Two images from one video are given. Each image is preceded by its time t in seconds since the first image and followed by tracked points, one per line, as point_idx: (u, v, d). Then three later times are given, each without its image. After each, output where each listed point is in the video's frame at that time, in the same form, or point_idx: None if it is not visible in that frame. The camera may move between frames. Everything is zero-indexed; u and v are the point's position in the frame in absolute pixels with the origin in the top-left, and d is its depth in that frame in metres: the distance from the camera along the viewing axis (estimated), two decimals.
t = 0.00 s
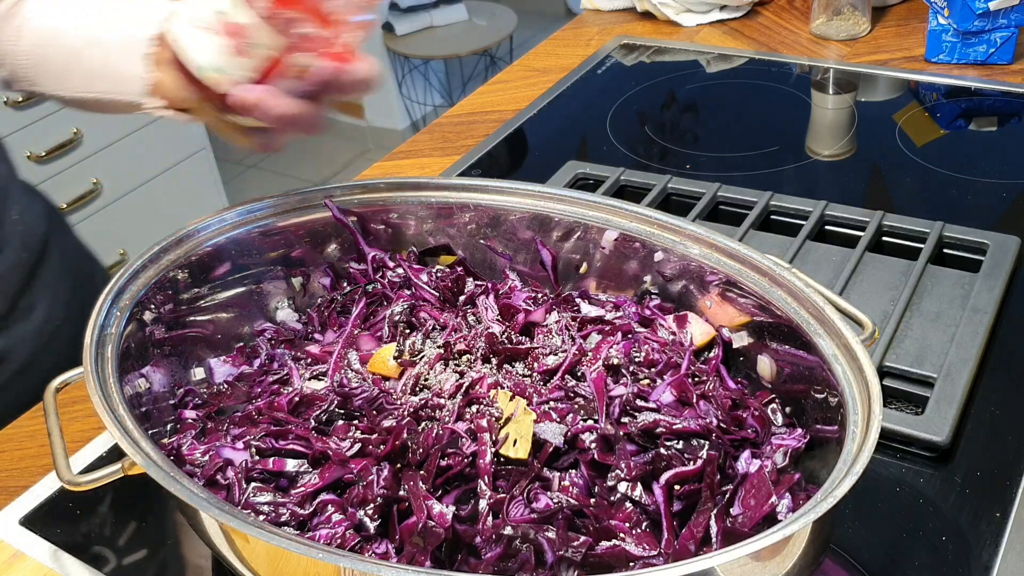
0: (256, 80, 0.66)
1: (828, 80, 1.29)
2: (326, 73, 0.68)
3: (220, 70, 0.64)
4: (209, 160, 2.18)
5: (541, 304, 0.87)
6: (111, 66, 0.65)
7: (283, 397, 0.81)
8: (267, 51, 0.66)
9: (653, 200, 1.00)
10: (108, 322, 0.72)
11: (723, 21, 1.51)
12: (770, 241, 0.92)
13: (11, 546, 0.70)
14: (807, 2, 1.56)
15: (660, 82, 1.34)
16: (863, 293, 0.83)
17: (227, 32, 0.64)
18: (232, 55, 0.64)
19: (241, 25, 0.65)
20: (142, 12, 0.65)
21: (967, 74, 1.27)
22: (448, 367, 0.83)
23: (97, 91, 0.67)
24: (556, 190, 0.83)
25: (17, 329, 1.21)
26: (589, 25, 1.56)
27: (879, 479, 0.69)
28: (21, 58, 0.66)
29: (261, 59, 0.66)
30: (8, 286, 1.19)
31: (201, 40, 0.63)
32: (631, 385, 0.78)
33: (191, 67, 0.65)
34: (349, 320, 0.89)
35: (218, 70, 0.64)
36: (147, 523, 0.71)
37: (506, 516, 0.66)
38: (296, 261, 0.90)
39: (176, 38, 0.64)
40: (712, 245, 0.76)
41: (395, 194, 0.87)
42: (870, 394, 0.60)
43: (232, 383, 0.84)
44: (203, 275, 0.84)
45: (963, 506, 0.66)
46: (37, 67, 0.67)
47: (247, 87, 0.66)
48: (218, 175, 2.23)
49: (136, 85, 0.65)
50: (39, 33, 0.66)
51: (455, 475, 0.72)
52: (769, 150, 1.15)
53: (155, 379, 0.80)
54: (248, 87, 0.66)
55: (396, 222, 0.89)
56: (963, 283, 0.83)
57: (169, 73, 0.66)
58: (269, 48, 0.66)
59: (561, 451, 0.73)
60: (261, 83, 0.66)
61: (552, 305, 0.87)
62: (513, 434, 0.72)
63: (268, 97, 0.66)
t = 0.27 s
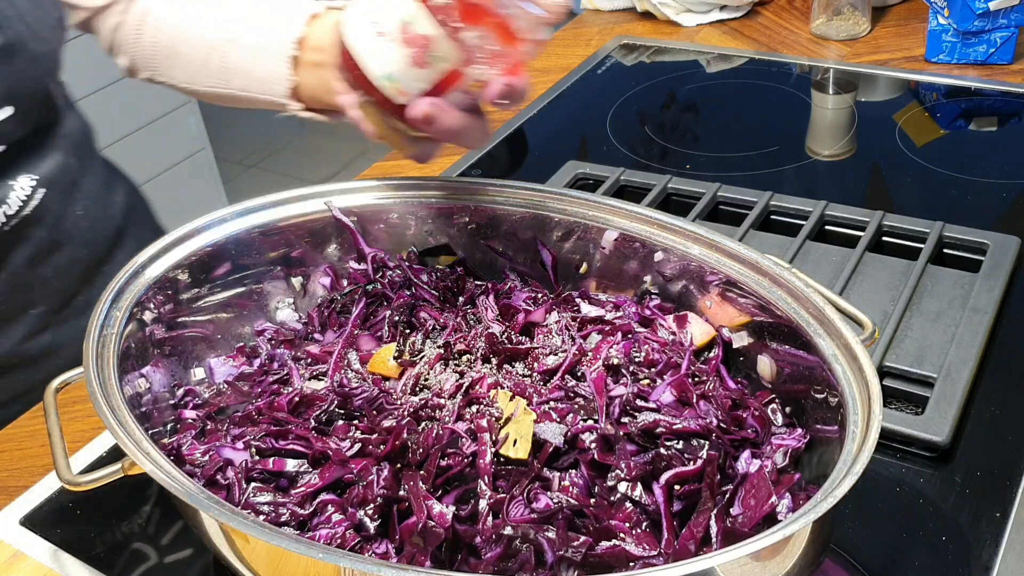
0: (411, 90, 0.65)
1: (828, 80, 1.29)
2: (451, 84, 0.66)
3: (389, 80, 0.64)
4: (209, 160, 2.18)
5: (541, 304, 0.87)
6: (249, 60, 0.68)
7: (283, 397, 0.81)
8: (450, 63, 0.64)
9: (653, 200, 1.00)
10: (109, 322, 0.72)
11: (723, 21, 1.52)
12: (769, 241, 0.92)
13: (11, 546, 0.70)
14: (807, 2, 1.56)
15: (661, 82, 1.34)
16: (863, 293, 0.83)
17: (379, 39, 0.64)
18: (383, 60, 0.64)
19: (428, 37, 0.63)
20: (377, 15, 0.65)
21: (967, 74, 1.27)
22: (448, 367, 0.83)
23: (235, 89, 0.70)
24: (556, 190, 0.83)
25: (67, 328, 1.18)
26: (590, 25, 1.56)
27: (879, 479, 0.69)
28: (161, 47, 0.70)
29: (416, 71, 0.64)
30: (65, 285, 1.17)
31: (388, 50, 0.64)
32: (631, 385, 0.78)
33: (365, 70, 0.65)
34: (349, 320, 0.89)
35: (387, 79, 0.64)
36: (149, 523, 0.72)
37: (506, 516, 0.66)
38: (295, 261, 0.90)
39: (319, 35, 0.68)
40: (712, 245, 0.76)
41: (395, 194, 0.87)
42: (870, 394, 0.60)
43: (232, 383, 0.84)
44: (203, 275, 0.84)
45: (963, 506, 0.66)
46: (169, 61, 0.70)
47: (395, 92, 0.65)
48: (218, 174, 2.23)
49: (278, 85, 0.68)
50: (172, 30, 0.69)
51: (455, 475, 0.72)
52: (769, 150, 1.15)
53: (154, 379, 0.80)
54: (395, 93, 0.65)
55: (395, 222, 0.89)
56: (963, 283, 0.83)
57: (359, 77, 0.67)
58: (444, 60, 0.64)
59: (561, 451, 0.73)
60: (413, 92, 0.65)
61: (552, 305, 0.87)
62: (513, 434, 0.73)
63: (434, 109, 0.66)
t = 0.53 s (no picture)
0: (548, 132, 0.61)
1: (828, 80, 1.29)
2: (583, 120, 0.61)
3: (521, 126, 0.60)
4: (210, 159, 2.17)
5: (541, 304, 0.87)
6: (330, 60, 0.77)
7: (283, 397, 0.81)
8: (580, 107, 0.59)
9: (653, 200, 1.00)
10: (109, 321, 0.73)
11: (723, 21, 1.52)
12: (769, 241, 0.92)
13: (11, 546, 0.70)
14: (807, 2, 1.56)
15: (661, 82, 1.34)
16: (863, 293, 0.83)
17: (507, 87, 0.58)
18: (521, 111, 0.59)
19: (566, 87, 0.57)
20: (502, 60, 0.58)
21: (967, 74, 1.27)
22: (448, 367, 0.83)
23: (313, 83, 0.79)
24: (556, 189, 0.83)
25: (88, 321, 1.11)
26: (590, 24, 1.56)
27: (879, 479, 0.69)
28: (242, 39, 0.79)
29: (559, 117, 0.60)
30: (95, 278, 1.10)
31: (521, 99, 0.59)
32: (631, 385, 0.78)
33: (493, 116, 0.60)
34: (349, 319, 0.89)
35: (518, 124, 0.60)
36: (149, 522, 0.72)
37: (506, 516, 0.66)
38: (295, 261, 0.90)
39: (395, 34, 0.76)
40: (712, 245, 0.76)
41: (395, 194, 0.87)
42: (869, 394, 0.60)
43: (233, 383, 0.84)
44: (203, 275, 0.84)
45: (963, 506, 0.66)
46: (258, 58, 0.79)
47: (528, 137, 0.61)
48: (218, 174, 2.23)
49: (357, 80, 0.77)
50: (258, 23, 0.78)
51: (455, 475, 0.72)
52: (769, 150, 1.15)
53: (155, 379, 0.80)
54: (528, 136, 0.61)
55: (395, 222, 0.89)
56: (963, 283, 0.83)
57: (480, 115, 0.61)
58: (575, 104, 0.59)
59: (561, 451, 0.73)
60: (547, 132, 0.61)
61: (552, 305, 0.87)
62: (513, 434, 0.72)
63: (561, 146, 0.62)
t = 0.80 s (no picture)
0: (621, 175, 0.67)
1: (828, 80, 1.29)
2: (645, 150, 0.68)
3: (597, 181, 0.67)
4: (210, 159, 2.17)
5: (541, 305, 0.87)
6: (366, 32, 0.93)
7: (283, 397, 0.81)
8: (652, 150, 0.65)
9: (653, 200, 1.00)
10: (109, 321, 0.73)
11: (723, 21, 1.52)
12: (769, 241, 0.92)
13: (11, 546, 0.70)
14: (808, 2, 1.56)
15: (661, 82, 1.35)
16: (863, 293, 0.83)
17: (584, 152, 0.64)
18: (601, 168, 0.66)
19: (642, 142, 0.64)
20: (580, 130, 0.63)
21: (967, 74, 1.27)
22: (448, 367, 0.82)
23: (355, 72, 0.96)
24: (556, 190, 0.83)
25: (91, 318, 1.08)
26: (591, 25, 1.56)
27: (879, 479, 0.69)
28: (298, 24, 0.96)
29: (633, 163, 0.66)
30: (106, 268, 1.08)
31: (602, 160, 0.65)
32: (631, 385, 0.78)
33: (573, 176, 0.66)
34: (349, 320, 0.89)
35: (596, 178, 0.67)
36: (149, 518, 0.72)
37: (506, 516, 0.66)
38: (295, 262, 0.90)
39: (427, 24, 0.90)
40: (712, 246, 0.76)
41: (395, 194, 0.87)
42: (869, 395, 0.60)
43: (233, 383, 0.84)
44: (203, 275, 0.84)
45: (963, 506, 0.66)
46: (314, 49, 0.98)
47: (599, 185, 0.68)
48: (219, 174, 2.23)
49: (392, 72, 0.93)
50: (311, 8, 0.95)
51: (455, 475, 0.72)
52: (769, 150, 1.15)
53: (155, 379, 0.80)
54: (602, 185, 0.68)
55: (396, 222, 0.89)
56: (964, 283, 0.83)
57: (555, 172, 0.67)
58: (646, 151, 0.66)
59: (561, 451, 0.73)
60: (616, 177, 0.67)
61: (552, 305, 0.87)
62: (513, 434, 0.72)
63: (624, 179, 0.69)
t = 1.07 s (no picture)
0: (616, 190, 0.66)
1: (828, 80, 1.29)
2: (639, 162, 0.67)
3: (592, 197, 0.66)
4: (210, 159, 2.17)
5: (541, 304, 0.88)
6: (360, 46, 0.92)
7: (283, 397, 0.81)
8: (647, 162, 0.65)
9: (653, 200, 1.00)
10: (109, 321, 0.73)
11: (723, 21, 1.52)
12: (769, 241, 0.92)
13: (11, 546, 0.70)
14: (808, 2, 1.56)
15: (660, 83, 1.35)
16: (863, 293, 0.83)
17: (577, 167, 0.63)
18: (595, 183, 0.65)
19: (636, 152, 0.63)
20: (571, 143, 0.62)
21: (967, 74, 1.27)
22: (448, 367, 0.82)
23: (349, 83, 0.96)
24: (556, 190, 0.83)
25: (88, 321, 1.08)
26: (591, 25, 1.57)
27: (879, 479, 0.69)
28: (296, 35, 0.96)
29: (628, 176, 0.65)
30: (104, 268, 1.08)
31: (596, 174, 0.64)
32: (631, 385, 0.78)
33: (568, 193, 0.65)
34: (349, 320, 0.89)
35: (592, 194, 0.66)
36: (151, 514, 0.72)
37: (506, 516, 0.66)
38: (295, 262, 0.90)
39: (417, 35, 0.91)
40: (712, 245, 0.76)
41: (395, 194, 0.87)
42: (869, 395, 0.60)
43: (233, 383, 0.84)
44: (203, 275, 0.84)
45: (963, 506, 0.66)
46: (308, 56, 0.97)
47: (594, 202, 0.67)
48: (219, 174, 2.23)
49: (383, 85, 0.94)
50: (310, 15, 0.94)
51: (455, 475, 0.72)
52: (769, 150, 1.15)
53: (154, 379, 0.80)
54: (597, 202, 0.67)
55: (396, 222, 0.89)
56: (964, 283, 0.83)
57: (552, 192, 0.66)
58: (642, 162, 0.65)
59: (561, 451, 0.73)
60: (612, 192, 0.66)
61: (552, 305, 0.87)
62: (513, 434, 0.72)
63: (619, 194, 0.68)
